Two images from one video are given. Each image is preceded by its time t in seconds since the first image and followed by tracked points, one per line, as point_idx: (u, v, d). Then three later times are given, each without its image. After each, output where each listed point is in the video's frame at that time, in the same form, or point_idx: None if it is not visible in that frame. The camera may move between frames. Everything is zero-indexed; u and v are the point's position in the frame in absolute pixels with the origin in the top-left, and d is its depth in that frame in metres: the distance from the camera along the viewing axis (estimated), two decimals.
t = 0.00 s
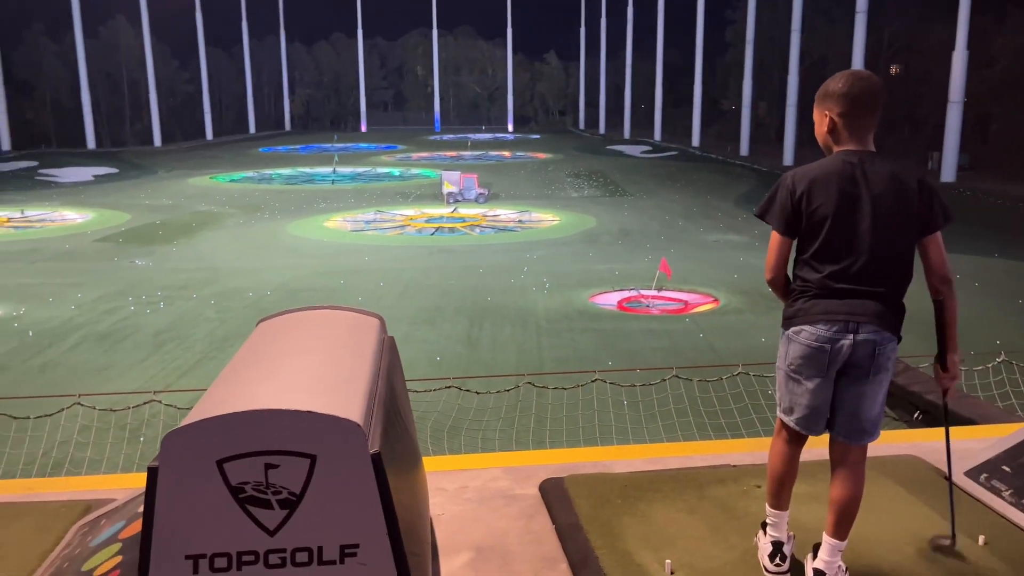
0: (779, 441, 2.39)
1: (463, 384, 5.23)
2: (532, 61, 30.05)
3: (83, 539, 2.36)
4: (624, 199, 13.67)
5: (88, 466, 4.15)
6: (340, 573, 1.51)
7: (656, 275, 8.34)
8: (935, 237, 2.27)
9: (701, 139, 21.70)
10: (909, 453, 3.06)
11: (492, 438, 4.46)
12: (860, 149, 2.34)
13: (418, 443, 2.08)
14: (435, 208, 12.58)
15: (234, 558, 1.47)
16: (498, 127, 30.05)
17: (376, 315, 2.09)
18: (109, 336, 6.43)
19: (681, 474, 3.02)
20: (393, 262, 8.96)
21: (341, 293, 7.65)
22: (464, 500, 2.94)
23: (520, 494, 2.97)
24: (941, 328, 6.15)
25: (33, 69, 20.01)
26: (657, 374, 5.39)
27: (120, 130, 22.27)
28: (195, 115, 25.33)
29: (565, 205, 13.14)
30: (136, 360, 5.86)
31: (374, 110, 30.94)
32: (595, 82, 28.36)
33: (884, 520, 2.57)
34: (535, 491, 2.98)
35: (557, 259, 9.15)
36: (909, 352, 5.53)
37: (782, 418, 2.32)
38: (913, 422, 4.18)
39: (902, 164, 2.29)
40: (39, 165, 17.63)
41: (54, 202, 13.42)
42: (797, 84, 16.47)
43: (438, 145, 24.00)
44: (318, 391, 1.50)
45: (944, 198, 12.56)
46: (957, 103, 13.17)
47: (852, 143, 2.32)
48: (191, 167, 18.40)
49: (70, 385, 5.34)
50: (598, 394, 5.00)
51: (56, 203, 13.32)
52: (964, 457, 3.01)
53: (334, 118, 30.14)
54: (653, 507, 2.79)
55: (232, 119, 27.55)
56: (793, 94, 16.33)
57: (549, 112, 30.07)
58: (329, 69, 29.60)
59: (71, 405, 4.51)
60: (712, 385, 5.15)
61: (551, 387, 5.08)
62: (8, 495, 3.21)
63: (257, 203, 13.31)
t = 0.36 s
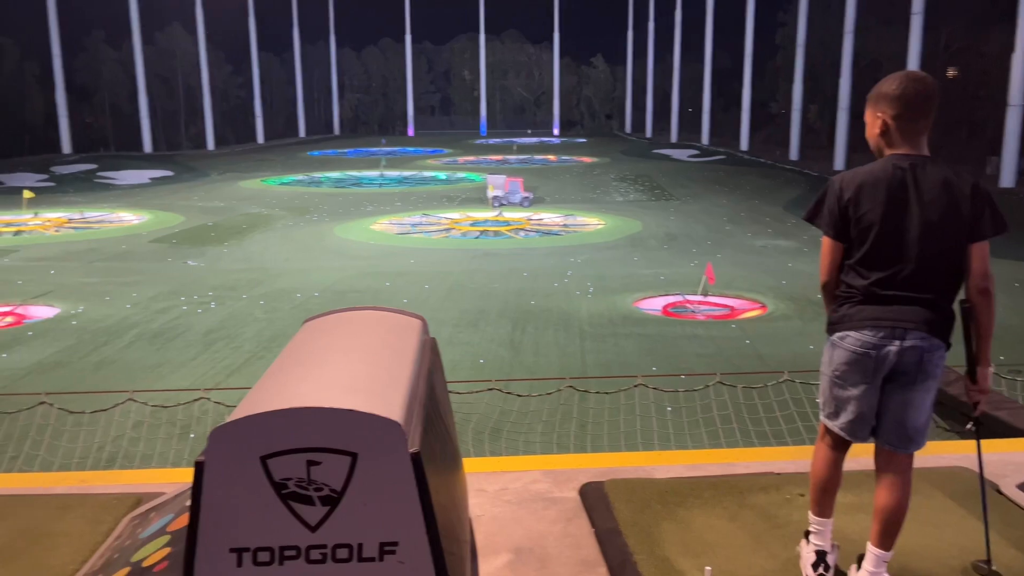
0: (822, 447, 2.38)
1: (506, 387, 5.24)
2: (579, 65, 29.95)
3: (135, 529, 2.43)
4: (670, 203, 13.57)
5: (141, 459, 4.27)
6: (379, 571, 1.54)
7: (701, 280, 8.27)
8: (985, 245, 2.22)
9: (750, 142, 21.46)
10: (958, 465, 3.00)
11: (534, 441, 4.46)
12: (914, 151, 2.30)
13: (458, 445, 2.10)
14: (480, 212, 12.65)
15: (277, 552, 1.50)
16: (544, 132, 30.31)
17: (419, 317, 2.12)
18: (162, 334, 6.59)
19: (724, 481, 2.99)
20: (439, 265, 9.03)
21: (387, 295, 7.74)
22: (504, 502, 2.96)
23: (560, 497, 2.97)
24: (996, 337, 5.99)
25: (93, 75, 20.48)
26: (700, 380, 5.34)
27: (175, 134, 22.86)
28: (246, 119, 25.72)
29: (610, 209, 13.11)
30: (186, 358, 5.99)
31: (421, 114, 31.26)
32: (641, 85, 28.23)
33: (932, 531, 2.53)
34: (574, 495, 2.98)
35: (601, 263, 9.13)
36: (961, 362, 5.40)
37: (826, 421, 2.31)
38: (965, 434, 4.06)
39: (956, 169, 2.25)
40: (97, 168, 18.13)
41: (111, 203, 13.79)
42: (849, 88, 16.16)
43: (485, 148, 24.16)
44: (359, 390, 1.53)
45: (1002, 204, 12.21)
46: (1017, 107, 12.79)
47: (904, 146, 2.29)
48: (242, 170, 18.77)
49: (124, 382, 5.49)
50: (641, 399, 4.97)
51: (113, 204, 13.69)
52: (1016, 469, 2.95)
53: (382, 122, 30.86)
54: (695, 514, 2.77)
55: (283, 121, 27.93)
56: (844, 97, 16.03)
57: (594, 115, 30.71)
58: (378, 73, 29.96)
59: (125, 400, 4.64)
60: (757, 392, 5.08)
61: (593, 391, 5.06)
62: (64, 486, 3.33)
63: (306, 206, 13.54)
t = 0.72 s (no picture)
0: (867, 459, 2.34)
1: (545, 392, 5.24)
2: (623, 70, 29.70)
3: (181, 525, 2.49)
4: (713, 209, 13.44)
5: (187, 456, 4.36)
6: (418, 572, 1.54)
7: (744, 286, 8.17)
8: None
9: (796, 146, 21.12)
10: (1011, 480, 2.91)
11: (573, 446, 4.46)
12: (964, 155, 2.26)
13: (497, 448, 2.11)
14: (522, 216, 12.68)
15: (319, 550, 1.52)
16: (587, 137, 30.21)
17: (459, 321, 2.14)
18: (209, 334, 6.72)
19: (766, 492, 2.95)
20: (479, 269, 9.07)
21: (427, 298, 7.79)
22: (543, 506, 2.95)
23: (599, 503, 2.96)
24: None
25: (146, 80, 20.92)
26: (743, 388, 5.27)
27: (224, 138, 23.39)
28: (293, 124, 26.10)
29: (653, 214, 13.02)
30: (232, 358, 6.10)
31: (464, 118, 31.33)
32: (686, 89, 27.93)
33: (982, 547, 2.47)
34: (613, 501, 2.97)
35: (643, 268, 9.07)
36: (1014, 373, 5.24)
37: (871, 433, 2.27)
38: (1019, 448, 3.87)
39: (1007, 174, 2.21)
40: (149, 171, 18.57)
41: (162, 205, 14.12)
42: (900, 92, 15.79)
43: (528, 153, 24.19)
44: (400, 393, 1.55)
45: None
46: None
47: (955, 150, 2.25)
48: (288, 173, 19.07)
49: (172, 380, 5.62)
50: (682, 406, 4.92)
51: (164, 206, 14.01)
52: None
53: (426, 127, 31.06)
54: (736, 523, 2.74)
55: (328, 125, 28.20)
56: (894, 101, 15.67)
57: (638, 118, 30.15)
58: (422, 78, 30.10)
59: (173, 398, 4.75)
60: (802, 401, 5.00)
61: (633, 397, 5.03)
62: (114, 480, 3.42)
63: (351, 209, 13.70)
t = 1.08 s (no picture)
0: (906, 472, 2.31)
1: (577, 398, 5.22)
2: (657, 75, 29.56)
3: (217, 526, 2.51)
4: (748, 215, 13.32)
5: (222, 457, 4.41)
6: None
7: (779, 294, 8.07)
8: None
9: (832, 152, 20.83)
10: None
11: (605, 453, 4.44)
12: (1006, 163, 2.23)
13: (530, 454, 2.10)
14: (554, 221, 12.68)
15: (353, 553, 1.53)
16: (620, 142, 30.09)
17: (493, 326, 2.14)
18: (244, 336, 6.81)
19: (800, 503, 2.91)
20: (511, 274, 9.08)
21: (459, 302, 7.82)
22: (575, 513, 2.94)
23: (631, 511, 2.94)
24: None
25: (186, 86, 21.26)
26: (777, 397, 5.22)
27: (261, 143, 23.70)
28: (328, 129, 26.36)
29: (686, 220, 12.94)
30: (266, 360, 6.17)
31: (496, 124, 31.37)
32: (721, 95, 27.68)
33: None
34: (646, 509, 2.95)
35: (676, 274, 9.01)
36: None
37: (912, 446, 2.24)
38: None
39: None
40: (187, 175, 18.85)
41: (200, 209, 14.34)
42: (940, 96, 15.51)
43: (560, 158, 24.18)
44: (435, 397, 1.56)
45: None
46: None
47: (998, 157, 2.21)
48: (323, 178, 19.26)
49: (208, 381, 5.69)
50: (715, 414, 4.88)
51: (201, 210, 14.25)
52: None
53: (459, 132, 30.98)
54: (771, 533, 2.70)
55: (362, 130, 28.31)
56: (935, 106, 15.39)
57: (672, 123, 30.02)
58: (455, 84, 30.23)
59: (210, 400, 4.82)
60: (838, 411, 4.93)
61: (665, 404, 4.99)
62: (152, 480, 3.47)
63: (384, 214, 13.80)
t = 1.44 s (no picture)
0: (946, 485, 2.32)
1: (605, 406, 5.20)
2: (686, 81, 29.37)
3: (249, 529, 2.54)
4: (777, 222, 13.19)
5: (253, 461, 4.45)
6: None
7: (810, 302, 7.99)
8: None
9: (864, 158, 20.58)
10: None
11: (633, 461, 4.42)
12: None
13: (560, 462, 2.10)
14: (581, 228, 12.67)
15: (383, 559, 1.54)
16: (648, 148, 29.95)
17: (522, 333, 2.14)
18: (273, 342, 6.88)
19: (833, 514, 2.87)
20: (538, 281, 9.08)
21: (486, 309, 7.83)
22: (603, 521, 2.93)
23: (660, 520, 2.92)
24: None
25: (218, 94, 21.52)
26: (808, 407, 5.15)
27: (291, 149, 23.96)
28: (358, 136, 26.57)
29: (714, 227, 12.86)
30: (295, 365, 6.22)
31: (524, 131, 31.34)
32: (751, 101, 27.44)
33: None
34: (675, 518, 2.93)
35: (705, 282, 8.95)
36: None
37: (952, 459, 2.25)
38: None
39: None
40: (219, 182, 19.09)
41: (231, 215, 14.52)
42: (975, 102, 15.25)
43: (588, 165, 24.14)
44: (466, 403, 1.56)
45: None
46: None
47: None
48: (352, 185, 19.39)
49: (237, 386, 5.75)
50: (745, 423, 4.83)
51: (232, 217, 14.42)
52: None
53: (486, 139, 30.90)
54: (802, 545, 2.67)
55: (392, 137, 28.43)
56: (970, 112, 15.12)
57: (701, 130, 29.88)
58: (483, 90, 30.21)
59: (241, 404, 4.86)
60: (871, 421, 4.85)
61: (694, 413, 4.96)
62: (184, 483, 3.51)
63: (412, 220, 13.88)
